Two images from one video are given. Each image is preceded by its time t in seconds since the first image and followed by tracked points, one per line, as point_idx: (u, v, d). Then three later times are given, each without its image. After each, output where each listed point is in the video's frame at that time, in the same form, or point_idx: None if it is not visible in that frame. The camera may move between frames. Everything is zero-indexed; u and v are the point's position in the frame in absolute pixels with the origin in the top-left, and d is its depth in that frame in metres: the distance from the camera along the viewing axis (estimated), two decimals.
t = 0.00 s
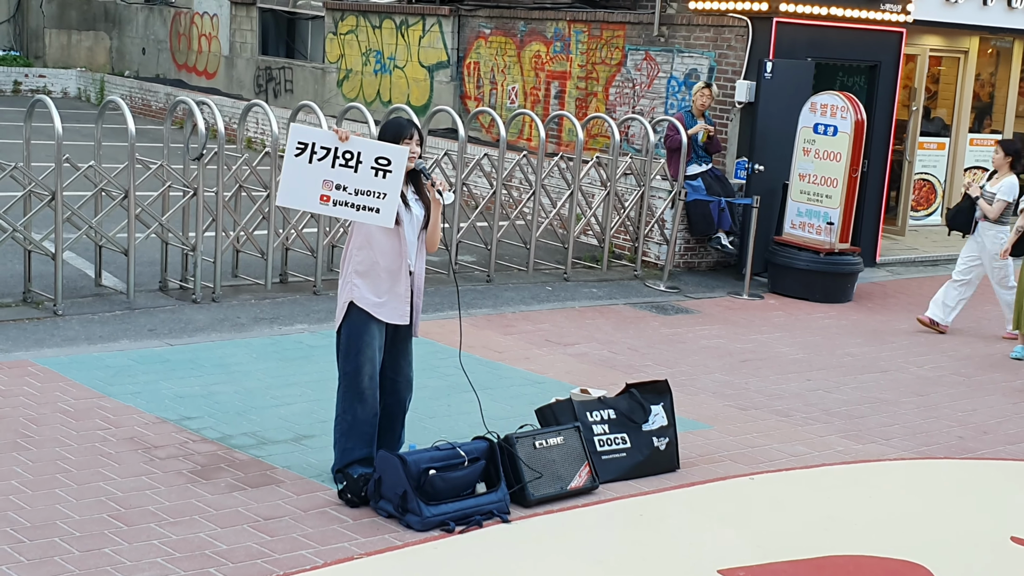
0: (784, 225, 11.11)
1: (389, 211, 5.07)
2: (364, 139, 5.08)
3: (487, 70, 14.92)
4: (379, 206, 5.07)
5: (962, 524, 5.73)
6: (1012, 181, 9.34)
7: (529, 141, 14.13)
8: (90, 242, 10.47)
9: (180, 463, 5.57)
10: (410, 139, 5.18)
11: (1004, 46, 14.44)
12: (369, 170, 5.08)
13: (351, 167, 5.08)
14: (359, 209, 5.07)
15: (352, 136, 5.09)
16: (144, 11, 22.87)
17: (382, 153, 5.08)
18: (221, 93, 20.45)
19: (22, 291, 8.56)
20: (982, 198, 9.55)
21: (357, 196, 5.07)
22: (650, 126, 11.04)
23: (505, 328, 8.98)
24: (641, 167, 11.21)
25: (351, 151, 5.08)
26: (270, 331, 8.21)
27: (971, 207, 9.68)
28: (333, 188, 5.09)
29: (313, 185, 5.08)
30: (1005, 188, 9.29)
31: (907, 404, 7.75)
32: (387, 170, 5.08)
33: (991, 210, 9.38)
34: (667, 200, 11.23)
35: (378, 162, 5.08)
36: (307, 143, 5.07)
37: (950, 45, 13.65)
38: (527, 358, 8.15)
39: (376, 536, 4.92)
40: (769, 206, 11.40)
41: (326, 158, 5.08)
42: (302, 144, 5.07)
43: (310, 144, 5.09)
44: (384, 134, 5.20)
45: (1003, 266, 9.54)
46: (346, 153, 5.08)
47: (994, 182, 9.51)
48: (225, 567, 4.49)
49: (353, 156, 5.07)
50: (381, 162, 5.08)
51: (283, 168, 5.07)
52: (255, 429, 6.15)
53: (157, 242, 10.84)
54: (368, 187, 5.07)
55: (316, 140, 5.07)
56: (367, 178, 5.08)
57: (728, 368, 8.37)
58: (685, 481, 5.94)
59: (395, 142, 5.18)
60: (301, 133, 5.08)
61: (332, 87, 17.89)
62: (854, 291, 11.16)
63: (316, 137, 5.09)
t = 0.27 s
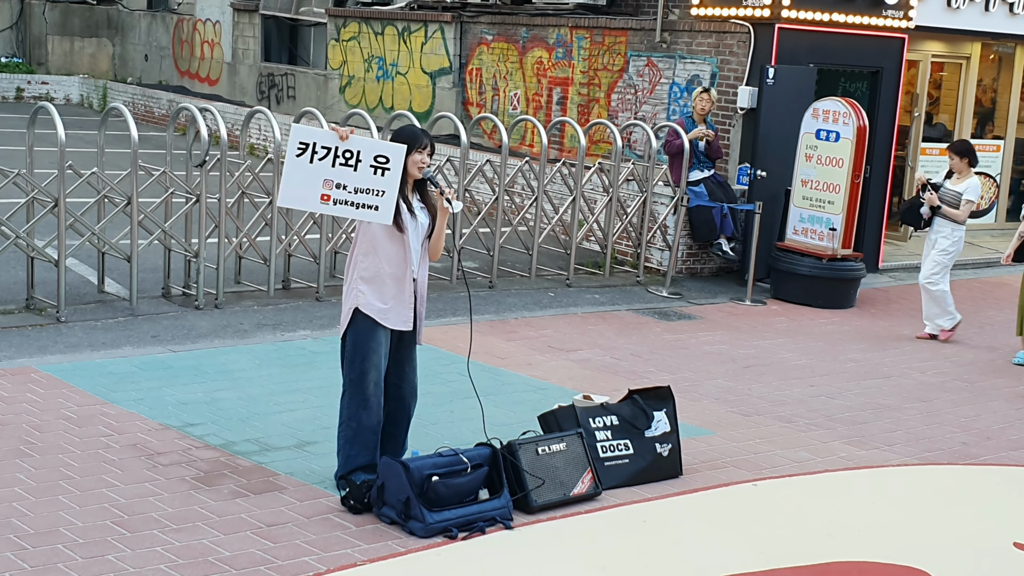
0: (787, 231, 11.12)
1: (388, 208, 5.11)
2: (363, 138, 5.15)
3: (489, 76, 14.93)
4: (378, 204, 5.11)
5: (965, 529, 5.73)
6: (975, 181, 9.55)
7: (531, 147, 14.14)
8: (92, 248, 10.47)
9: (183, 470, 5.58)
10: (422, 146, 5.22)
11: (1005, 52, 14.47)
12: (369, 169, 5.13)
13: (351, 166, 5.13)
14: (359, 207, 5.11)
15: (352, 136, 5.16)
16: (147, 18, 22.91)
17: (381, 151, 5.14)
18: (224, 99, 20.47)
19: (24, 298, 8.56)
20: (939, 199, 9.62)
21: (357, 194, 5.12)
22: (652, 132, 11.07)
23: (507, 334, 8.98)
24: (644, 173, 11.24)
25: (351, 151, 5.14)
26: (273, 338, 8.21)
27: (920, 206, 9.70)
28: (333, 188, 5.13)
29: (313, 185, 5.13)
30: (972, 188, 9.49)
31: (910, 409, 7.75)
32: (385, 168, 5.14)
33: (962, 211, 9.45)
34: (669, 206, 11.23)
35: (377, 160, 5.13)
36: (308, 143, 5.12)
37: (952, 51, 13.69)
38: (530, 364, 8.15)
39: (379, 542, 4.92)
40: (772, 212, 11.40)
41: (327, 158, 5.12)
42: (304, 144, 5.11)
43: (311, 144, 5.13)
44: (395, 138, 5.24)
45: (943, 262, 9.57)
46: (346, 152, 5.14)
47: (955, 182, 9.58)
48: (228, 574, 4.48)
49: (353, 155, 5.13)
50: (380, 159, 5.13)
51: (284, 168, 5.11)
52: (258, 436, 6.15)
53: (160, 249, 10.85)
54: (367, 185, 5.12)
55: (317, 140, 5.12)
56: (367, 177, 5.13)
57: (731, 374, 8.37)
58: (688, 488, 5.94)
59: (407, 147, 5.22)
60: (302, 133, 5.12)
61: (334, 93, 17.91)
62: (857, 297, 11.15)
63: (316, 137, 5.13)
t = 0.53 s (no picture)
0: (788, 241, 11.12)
1: (410, 212, 5.07)
2: (378, 144, 5.06)
3: (490, 88, 14.96)
4: (400, 208, 5.06)
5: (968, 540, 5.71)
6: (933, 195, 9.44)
7: (532, 158, 14.16)
8: (94, 261, 10.48)
9: (185, 482, 5.57)
10: (434, 161, 5.20)
11: (1005, 61, 14.49)
12: (386, 174, 5.06)
13: (368, 173, 5.05)
14: (381, 213, 5.05)
15: (366, 142, 5.06)
16: (148, 31, 22.97)
17: (396, 155, 5.07)
18: (225, 111, 20.51)
19: (26, 311, 8.56)
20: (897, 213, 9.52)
21: (378, 201, 5.05)
22: (653, 142, 11.08)
23: (509, 345, 8.98)
24: (644, 183, 11.28)
25: (366, 157, 5.05)
26: (275, 350, 8.21)
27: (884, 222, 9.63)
28: (353, 196, 5.05)
29: (333, 194, 5.03)
30: (930, 202, 9.38)
31: (912, 419, 7.74)
32: (402, 172, 5.07)
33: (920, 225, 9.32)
34: (670, 216, 11.24)
35: (393, 164, 5.06)
36: (323, 153, 5.00)
37: (952, 61, 13.74)
38: (531, 375, 8.14)
39: (381, 554, 4.92)
40: (773, 223, 11.42)
41: (344, 167, 5.03)
42: (319, 155, 5.00)
43: (326, 154, 5.02)
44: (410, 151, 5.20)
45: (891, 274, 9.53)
46: (363, 159, 5.04)
47: (912, 196, 9.49)
48: None
49: (369, 162, 5.04)
50: (396, 163, 5.07)
51: (302, 180, 4.99)
52: (260, 448, 6.15)
53: (162, 261, 10.86)
54: (386, 191, 5.05)
55: (332, 149, 5.01)
56: (386, 182, 5.06)
57: (732, 384, 8.36)
58: (691, 499, 5.93)
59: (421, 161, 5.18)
60: (317, 144, 5.00)
61: (336, 105, 17.94)
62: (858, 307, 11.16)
63: (330, 146, 5.02)
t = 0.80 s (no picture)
0: (790, 251, 11.08)
1: (436, 232, 5.09)
2: (407, 163, 5.11)
3: (492, 100, 14.99)
4: (426, 227, 5.08)
5: (972, 549, 5.70)
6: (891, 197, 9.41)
7: (535, 170, 14.18)
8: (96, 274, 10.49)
9: (188, 496, 5.57)
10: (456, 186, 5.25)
11: (1006, 71, 14.51)
12: (414, 192, 5.09)
13: (394, 192, 5.09)
14: (407, 230, 5.07)
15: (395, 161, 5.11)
16: (151, 44, 23.04)
17: (423, 174, 5.11)
18: (227, 124, 20.55)
19: (29, 325, 8.57)
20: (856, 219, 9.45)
21: (404, 218, 5.07)
22: (654, 154, 11.07)
23: (512, 357, 8.98)
24: (646, 195, 11.27)
25: (394, 176, 5.10)
26: (278, 363, 8.22)
27: (848, 227, 9.54)
28: (379, 213, 5.08)
29: (358, 211, 5.08)
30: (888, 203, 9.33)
31: (915, 429, 7.73)
32: (430, 190, 5.10)
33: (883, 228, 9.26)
34: (672, 227, 11.24)
35: (422, 183, 5.10)
36: (351, 170, 5.07)
37: (953, 71, 13.75)
38: (534, 387, 8.14)
39: (385, 567, 4.90)
40: (775, 233, 11.45)
41: (370, 184, 5.08)
42: (347, 171, 5.07)
43: (352, 171, 5.08)
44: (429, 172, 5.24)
45: (875, 283, 9.44)
46: (390, 177, 5.09)
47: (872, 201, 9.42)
48: None
49: (396, 180, 5.09)
50: (425, 182, 5.10)
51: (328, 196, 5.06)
52: (263, 461, 6.14)
53: (164, 274, 10.87)
54: (413, 209, 5.08)
55: (359, 166, 5.06)
56: (412, 201, 5.09)
57: (735, 395, 8.35)
58: (694, 510, 5.91)
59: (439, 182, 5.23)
60: (344, 160, 5.06)
61: (338, 117, 17.98)
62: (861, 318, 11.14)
63: (357, 163, 5.08)
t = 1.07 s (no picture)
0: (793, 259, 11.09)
1: (440, 252, 5.06)
2: (422, 181, 5.10)
3: (495, 108, 15.01)
4: (432, 247, 5.06)
5: (977, 557, 5.68)
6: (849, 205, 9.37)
7: (538, 178, 14.19)
8: (100, 284, 10.51)
9: (191, 506, 5.57)
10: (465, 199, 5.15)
11: (1009, 78, 14.49)
12: (423, 211, 5.08)
13: (406, 208, 5.07)
14: (412, 247, 5.05)
15: (410, 179, 5.11)
16: (154, 54, 23.09)
17: (437, 195, 5.09)
18: (231, 134, 20.60)
19: (32, 335, 8.58)
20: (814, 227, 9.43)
21: (411, 235, 5.06)
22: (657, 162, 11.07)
23: (515, 365, 8.98)
24: (649, 203, 11.27)
25: (408, 192, 5.09)
26: (281, 372, 8.22)
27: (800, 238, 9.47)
28: (387, 227, 5.06)
29: (367, 222, 5.06)
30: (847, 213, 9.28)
31: (918, 436, 7.71)
32: (441, 211, 5.09)
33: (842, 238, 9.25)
34: (675, 235, 11.24)
35: (433, 203, 5.08)
36: (367, 181, 5.07)
37: (955, 79, 13.73)
38: (537, 395, 8.14)
39: None
40: (778, 241, 11.43)
41: (383, 197, 5.07)
42: (362, 180, 5.07)
43: (368, 181, 5.09)
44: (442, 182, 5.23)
45: (835, 291, 9.53)
46: (403, 193, 5.08)
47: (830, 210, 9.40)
48: None
49: (409, 197, 5.07)
50: (437, 203, 5.09)
51: (339, 202, 5.06)
52: (266, 471, 6.14)
53: (168, 284, 10.88)
54: (421, 227, 5.06)
55: (375, 177, 5.07)
56: (422, 218, 5.07)
57: (739, 403, 8.34)
58: (698, 518, 5.90)
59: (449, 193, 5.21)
60: (361, 170, 5.07)
61: (341, 126, 18.01)
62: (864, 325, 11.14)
63: (373, 174, 5.09)
